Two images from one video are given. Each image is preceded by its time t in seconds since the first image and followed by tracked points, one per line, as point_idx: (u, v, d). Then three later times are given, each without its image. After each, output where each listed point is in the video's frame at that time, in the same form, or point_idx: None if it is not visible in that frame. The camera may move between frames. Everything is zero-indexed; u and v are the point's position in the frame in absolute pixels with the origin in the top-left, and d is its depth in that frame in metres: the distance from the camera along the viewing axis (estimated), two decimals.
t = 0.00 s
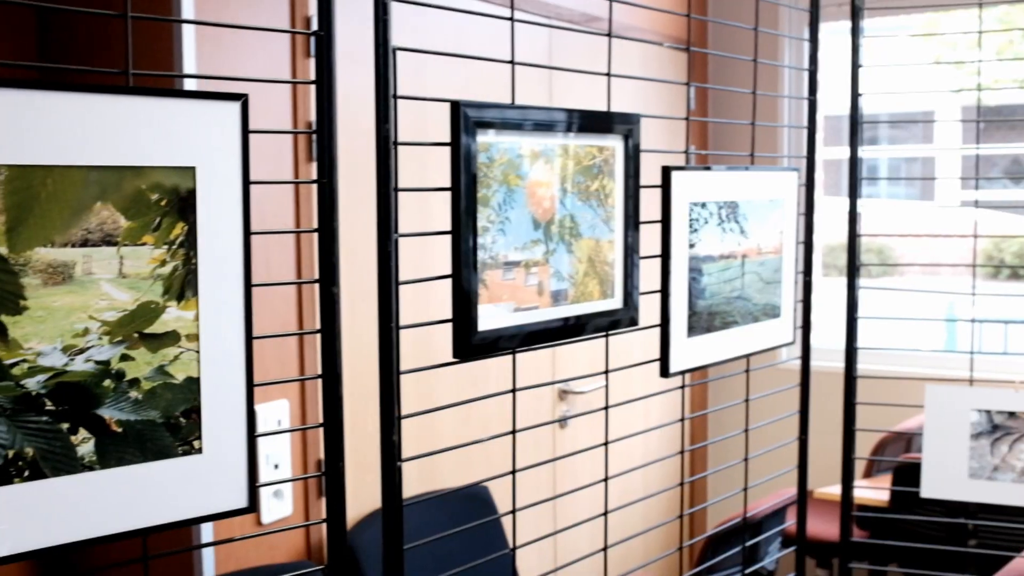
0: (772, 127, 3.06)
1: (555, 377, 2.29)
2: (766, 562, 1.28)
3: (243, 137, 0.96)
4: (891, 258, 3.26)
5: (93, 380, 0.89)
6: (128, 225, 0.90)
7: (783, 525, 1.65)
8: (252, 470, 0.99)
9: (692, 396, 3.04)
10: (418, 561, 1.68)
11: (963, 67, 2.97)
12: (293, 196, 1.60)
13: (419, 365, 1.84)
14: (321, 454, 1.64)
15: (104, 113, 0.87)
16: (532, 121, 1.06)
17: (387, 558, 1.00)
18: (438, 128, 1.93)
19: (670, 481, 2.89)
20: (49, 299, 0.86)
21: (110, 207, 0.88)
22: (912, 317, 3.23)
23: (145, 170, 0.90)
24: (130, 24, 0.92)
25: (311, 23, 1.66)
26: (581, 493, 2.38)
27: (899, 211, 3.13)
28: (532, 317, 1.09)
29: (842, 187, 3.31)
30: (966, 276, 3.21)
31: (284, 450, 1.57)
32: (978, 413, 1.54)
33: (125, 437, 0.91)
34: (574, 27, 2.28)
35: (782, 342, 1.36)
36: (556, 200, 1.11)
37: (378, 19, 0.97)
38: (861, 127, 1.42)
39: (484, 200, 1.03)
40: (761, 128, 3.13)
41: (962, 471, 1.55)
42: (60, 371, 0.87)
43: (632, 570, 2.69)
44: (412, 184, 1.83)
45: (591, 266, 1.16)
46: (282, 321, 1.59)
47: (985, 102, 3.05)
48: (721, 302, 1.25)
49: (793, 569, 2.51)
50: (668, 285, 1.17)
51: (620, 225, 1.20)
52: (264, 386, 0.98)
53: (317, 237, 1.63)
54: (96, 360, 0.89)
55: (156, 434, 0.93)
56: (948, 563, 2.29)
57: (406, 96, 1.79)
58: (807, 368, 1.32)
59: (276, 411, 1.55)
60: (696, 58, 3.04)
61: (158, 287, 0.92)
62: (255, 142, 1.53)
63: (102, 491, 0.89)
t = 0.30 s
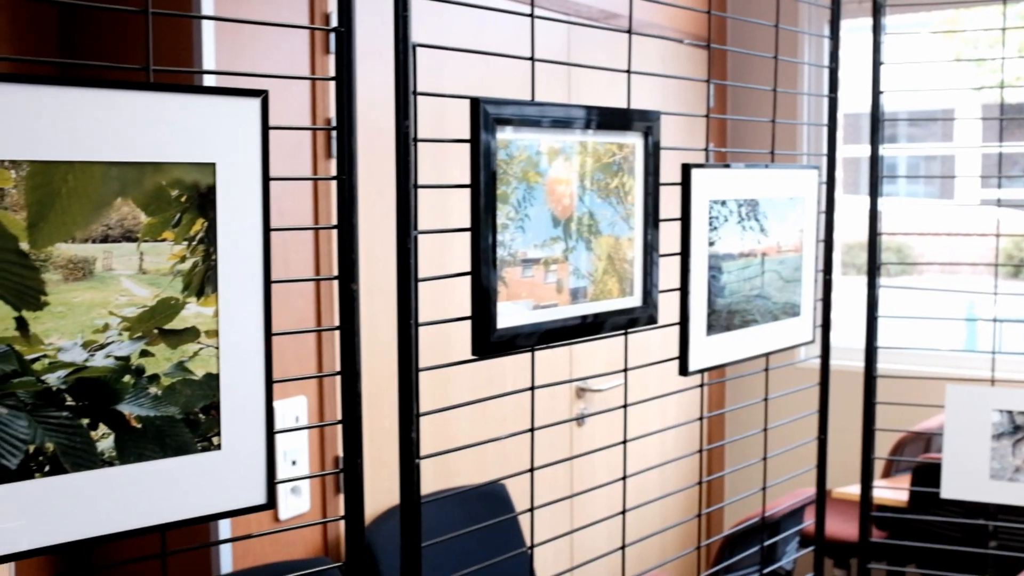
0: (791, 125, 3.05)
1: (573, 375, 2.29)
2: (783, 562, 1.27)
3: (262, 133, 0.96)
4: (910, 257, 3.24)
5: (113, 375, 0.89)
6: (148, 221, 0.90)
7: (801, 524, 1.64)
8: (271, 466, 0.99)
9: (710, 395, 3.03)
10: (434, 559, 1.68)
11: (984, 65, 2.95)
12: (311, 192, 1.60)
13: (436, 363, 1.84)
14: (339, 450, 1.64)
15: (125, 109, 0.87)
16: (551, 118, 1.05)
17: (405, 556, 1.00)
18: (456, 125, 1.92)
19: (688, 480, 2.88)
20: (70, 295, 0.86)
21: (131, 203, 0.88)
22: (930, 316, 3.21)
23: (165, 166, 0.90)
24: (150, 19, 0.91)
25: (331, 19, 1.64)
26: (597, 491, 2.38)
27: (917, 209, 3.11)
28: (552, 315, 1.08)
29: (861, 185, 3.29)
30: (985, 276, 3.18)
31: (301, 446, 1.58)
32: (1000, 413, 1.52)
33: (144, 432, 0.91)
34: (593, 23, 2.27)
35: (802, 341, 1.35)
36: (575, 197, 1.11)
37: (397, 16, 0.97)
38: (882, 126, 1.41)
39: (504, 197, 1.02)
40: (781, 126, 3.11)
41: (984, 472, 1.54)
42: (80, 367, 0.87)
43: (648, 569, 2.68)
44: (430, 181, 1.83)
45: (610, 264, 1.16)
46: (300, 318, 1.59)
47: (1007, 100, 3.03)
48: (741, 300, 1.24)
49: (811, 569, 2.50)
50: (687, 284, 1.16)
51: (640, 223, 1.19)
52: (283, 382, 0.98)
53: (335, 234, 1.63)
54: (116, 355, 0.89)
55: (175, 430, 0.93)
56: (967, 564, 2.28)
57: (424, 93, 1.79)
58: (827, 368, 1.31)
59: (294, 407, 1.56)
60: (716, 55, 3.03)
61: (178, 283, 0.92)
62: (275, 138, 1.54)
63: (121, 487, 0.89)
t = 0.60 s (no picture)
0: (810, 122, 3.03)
1: (591, 373, 2.28)
2: (803, 562, 1.26)
3: (282, 130, 0.96)
4: (928, 255, 3.22)
5: (133, 372, 0.89)
6: (168, 218, 0.90)
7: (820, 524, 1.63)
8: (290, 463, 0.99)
9: (728, 394, 3.02)
10: (451, 557, 1.67)
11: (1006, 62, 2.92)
12: (330, 189, 1.60)
13: (453, 360, 1.84)
14: (357, 448, 1.65)
15: (146, 106, 0.87)
16: (568, 115, 1.04)
17: (425, 554, 1.00)
18: (474, 122, 1.92)
19: (706, 479, 2.87)
20: (91, 292, 0.86)
21: (151, 199, 0.88)
22: (948, 315, 3.19)
23: (185, 163, 0.90)
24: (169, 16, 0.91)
25: (350, 15, 1.63)
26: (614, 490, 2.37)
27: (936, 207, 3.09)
28: (571, 312, 1.08)
29: (880, 183, 3.27)
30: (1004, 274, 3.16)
31: (319, 443, 1.58)
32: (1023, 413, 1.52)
33: (164, 429, 0.91)
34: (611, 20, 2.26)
35: (823, 339, 1.34)
36: (595, 194, 1.10)
37: (417, 13, 0.97)
38: (904, 123, 1.40)
39: (523, 194, 1.02)
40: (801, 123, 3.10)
41: (1005, 472, 1.52)
42: (101, 363, 0.87)
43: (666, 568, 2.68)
44: (448, 178, 1.83)
45: (630, 262, 1.15)
46: (318, 315, 1.59)
47: None
48: (761, 298, 1.23)
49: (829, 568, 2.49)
50: (707, 281, 1.15)
51: (659, 220, 1.19)
52: (302, 379, 0.98)
53: (353, 231, 1.63)
54: (136, 352, 0.89)
55: (195, 427, 0.93)
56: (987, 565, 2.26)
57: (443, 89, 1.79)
58: (848, 366, 1.30)
59: (311, 404, 1.56)
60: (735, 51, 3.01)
61: (198, 280, 0.92)
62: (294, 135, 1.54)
63: (142, 483, 0.90)
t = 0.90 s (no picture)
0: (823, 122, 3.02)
1: (601, 373, 2.28)
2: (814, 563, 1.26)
3: (296, 129, 0.96)
4: (939, 256, 3.21)
5: (146, 370, 0.90)
6: (182, 217, 0.90)
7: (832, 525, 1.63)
8: (302, 462, 0.99)
9: (739, 395, 3.01)
10: (461, 557, 1.67)
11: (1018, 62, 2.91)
12: (341, 188, 1.60)
13: (464, 359, 1.84)
14: (368, 446, 1.65)
15: (161, 105, 0.87)
16: (579, 114, 1.04)
17: (437, 553, 1.00)
18: (486, 121, 1.92)
19: (716, 480, 2.87)
20: (105, 290, 0.86)
21: (164, 198, 0.89)
22: (959, 316, 3.18)
23: (199, 162, 0.90)
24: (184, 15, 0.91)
25: (362, 15, 1.63)
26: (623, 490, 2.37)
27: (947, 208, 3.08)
28: (583, 312, 1.08)
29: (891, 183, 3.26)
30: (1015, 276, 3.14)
31: (330, 441, 1.58)
32: None
33: (177, 427, 0.91)
34: (623, 19, 2.26)
35: (834, 339, 1.34)
36: (607, 194, 1.10)
37: (431, 12, 0.97)
38: (917, 122, 1.39)
39: (535, 194, 1.02)
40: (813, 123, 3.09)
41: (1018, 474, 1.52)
42: (115, 361, 0.88)
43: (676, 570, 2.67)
44: (459, 177, 1.83)
45: (642, 262, 1.15)
46: (329, 313, 1.60)
47: None
48: (773, 299, 1.23)
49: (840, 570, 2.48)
50: (719, 281, 1.15)
51: (672, 220, 1.18)
52: (315, 378, 0.98)
53: (365, 230, 1.63)
54: (150, 350, 0.90)
55: (208, 425, 0.93)
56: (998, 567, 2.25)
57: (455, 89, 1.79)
58: (859, 367, 1.30)
59: (323, 403, 1.57)
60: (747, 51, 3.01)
61: (211, 279, 0.92)
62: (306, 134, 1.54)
63: (155, 480, 0.90)
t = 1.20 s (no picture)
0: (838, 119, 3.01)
1: (615, 371, 2.28)
2: (829, 561, 1.26)
3: (312, 128, 0.96)
4: (955, 253, 3.19)
5: (164, 368, 0.90)
6: (199, 216, 0.90)
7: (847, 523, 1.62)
8: (318, 459, 0.99)
9: (754, 393, 3.00)
10: (475, 554, 1.68)
11: None
12: (356, 187, 1.61)
13: (478, 357, 1.84)
14: (383, 445, 1.65)
15: (178, 104, 0.88)
16: (592, 112, 1.04)
17: (452, 551, 1.00)
18: (500, 119, 1.92)
19: (730, 478, 2.86)
20: (122, 288, 0.87)
21: (181, 197, 0.89)
22: (974, 313, 3.16)
23: (215, 161, 0.90)
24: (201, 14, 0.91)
25: (377, 13, 1.64)
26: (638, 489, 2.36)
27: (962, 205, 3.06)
28: (598, 310, 1.08)
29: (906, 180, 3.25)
30: None
31: (346, 439, 1.59)
32: None
33: (194, 424, 0.92)
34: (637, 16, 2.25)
35: (850, 337, 1.33)
36: (622, 191, 1.10)
37: (445, 10, 0.97)
38: (933, 119, 1.38)
39: (551, 191, 1.02)
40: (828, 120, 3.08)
41: None
42: (133, 359, 0.88)
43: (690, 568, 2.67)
44: (473, 175, 1.83)
45: (657, 259, 1.15)
46: (344, 312, 1.60)
47: None
48: (788, 296, 1.22)
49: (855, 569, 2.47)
50: (735, 279, 1.15)
51: (687, 218, 1.18)
52: (331, 376, 0.98)
53: (380, 229, 1.64)
54: (167, 348, 0.90)
55: (225, 423, 0.93)
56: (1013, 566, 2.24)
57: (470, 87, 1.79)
58: (875, 365, 1.29)
59: (338, 401, 1.57)
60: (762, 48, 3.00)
61: (228, 277, 0.92)
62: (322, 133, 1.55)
63: (172, 478, 0.90)
